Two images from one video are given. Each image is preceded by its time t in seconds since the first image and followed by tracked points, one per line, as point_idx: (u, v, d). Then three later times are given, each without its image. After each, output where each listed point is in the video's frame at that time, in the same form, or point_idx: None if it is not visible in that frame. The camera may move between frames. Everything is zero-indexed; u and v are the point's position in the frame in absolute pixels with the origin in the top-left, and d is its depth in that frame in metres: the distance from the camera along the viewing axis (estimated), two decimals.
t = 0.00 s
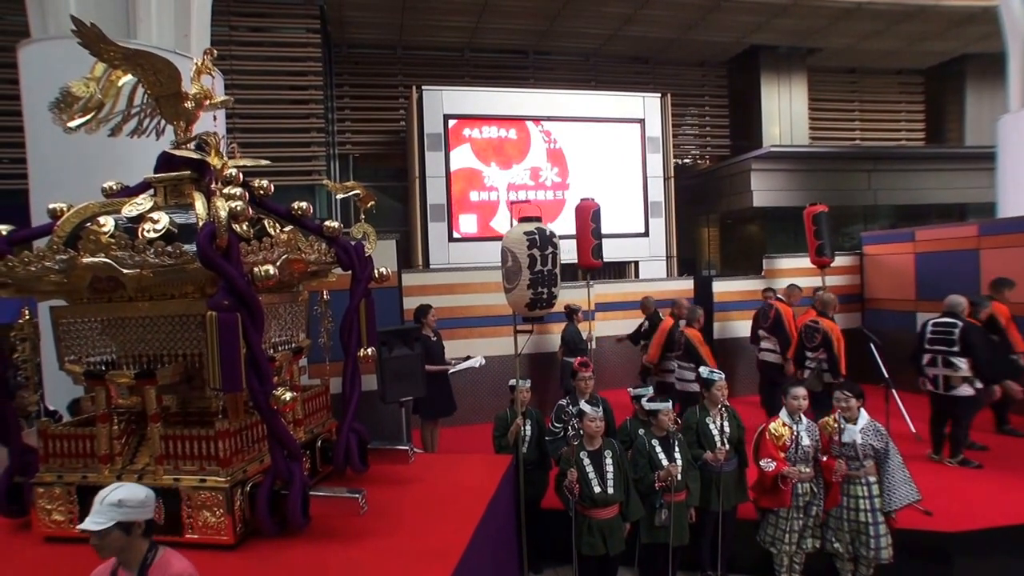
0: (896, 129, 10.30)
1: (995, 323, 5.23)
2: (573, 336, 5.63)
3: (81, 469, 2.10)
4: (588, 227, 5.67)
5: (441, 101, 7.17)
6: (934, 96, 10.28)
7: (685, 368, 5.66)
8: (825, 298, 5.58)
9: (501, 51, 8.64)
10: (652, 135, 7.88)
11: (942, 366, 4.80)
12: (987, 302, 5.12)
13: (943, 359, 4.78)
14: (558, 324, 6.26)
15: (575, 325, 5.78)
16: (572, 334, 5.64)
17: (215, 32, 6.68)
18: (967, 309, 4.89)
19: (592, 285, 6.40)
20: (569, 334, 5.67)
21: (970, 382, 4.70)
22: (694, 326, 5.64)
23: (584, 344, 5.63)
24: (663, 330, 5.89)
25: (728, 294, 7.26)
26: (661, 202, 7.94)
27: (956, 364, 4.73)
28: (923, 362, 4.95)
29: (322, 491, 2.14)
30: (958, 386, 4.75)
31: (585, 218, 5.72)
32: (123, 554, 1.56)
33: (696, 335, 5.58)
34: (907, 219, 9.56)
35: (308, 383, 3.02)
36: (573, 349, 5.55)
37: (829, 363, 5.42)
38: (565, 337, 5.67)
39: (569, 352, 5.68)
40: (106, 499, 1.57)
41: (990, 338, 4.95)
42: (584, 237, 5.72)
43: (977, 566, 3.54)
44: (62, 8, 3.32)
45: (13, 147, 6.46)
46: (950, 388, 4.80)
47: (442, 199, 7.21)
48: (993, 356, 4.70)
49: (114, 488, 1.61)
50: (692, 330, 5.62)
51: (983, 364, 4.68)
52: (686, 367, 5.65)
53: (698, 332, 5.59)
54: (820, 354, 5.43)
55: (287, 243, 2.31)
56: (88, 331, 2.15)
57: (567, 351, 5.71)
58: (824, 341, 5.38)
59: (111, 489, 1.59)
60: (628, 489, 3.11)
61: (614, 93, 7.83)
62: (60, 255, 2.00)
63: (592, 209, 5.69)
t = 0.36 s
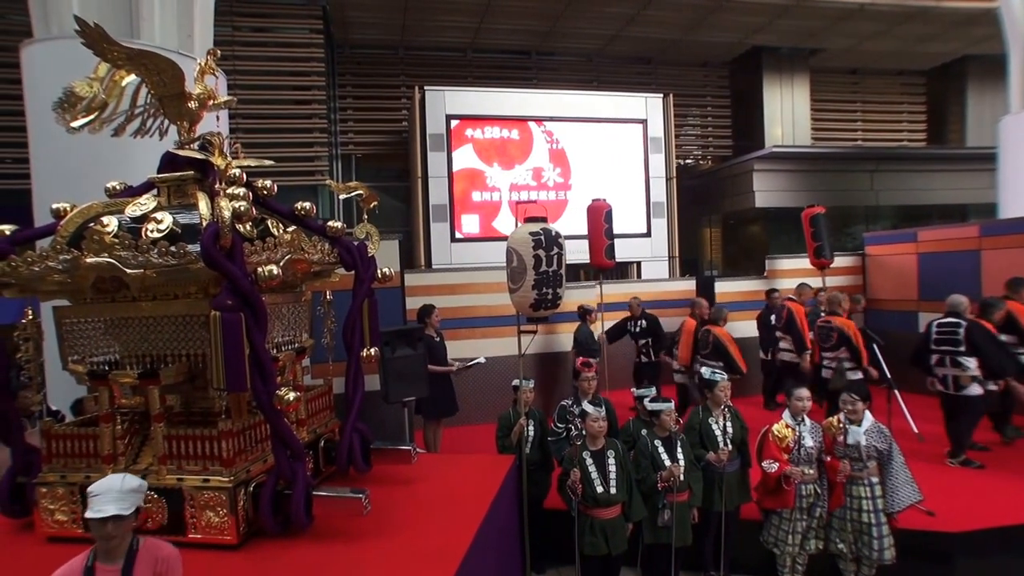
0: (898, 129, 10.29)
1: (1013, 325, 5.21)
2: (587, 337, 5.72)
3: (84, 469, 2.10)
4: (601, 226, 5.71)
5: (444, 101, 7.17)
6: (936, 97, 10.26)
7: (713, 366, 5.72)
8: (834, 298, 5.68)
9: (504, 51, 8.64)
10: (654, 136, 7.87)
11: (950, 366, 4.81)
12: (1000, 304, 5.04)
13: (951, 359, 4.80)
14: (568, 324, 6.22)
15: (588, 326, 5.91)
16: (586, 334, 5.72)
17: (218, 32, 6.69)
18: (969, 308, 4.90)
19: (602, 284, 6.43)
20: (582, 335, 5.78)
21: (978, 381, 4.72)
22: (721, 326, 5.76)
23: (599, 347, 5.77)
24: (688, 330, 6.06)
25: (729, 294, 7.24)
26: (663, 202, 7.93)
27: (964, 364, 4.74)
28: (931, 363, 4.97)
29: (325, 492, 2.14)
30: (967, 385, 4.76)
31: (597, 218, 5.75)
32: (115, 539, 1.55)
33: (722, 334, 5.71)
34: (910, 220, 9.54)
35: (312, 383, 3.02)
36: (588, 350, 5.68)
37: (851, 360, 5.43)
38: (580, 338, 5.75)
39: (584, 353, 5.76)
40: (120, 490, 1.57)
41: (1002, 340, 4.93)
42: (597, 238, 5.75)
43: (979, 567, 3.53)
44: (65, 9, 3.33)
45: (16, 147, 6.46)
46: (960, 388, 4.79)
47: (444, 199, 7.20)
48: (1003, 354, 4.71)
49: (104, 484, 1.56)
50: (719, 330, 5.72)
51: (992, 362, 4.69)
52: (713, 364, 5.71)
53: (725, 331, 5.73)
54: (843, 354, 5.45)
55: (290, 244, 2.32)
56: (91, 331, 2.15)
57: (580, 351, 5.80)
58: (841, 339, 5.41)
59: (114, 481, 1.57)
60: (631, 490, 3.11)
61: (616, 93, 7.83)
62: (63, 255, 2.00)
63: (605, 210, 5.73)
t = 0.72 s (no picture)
0: (900, 130, 10.27)
1: None
2: (604, 337, 5.70)
3: (87, 469, 2.10)
4: (613, 226, 5.68)
5: (446, 102, 7.17)
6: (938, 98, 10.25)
7: (731, 364, 5.63)
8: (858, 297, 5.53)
9: (506, 52, 8.65)
10: (657, 137, 7.87)
11: (952, 365, 4.81)
12: None
13: (953, 359, 4.80)
14: (579, 325, 6.27)
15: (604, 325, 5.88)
16: (602, 334, 5.72)
17: (221, 33, 6.70)
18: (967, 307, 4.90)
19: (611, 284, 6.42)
20: (598, 335, 5.75)
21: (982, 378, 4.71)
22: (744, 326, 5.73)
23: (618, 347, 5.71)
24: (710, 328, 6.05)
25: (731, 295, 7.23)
26: (666, 203, 7.92)
27: (965, 363, 4.75)
28: (934, 363, 4.97)
29: (329, 491, 2.14)
30: (970, 384, 4.77)
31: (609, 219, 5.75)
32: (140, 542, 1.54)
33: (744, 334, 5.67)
34: (912, 221, 9.52)
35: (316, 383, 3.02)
36: (605, 350, 5.64)
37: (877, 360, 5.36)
38: (595, 338, 5.72)
39: (600, 354, 5.70)
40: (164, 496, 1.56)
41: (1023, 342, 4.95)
42: (611, 237, 5.75)
43: (980, 568, 3.52)
44: (70, 9, 3.32)
45: (19, 147, 6.47)
46: (963, 386, 4.81)
47: (447, 200, 7.20)
48: (1003, 353, 4.69)
49: (150, 495, 1.52)
50: (741, 330, 5.68)
51: (993, 362, 4.68)
52: (732, 363, 5.62)
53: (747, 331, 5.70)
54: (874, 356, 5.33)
55: (294, 244, 2.32)
56: (94, 331, 2.15)
57: (596, 352, 5.73)
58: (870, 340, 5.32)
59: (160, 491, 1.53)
60: (633, 490, 3.10)
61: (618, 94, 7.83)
62: (66, 254, 1.99)
63: (616, 209, 5.68)
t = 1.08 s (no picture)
0: (905, 132, 10.23)
1: None
2: (622, 337, 5.65)
3: (92, 469, 2.11)
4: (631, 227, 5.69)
5: (450, 103, 7.16)
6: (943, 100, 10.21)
7: (758, 365, 5.47)
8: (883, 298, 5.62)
9: (511, 53, 8.64)
10: (661, 138, 7.86)
11: (959, 366, 4.81)
12: None
13: (960, 360, 4.80)
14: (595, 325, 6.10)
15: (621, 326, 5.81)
16: (619, 334, 5.66)
17: (226, 33, 6.71)
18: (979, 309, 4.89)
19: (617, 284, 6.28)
20: (615, 335, 5.68)
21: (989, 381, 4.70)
22: (772, 327, 5.55)
23: (637, 347, 5.68)
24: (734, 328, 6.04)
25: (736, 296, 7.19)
26: (670, 204, 7.91)
27: (973, 364, 4.74)
28: (942, 364, 4.96)
29: (334, 492, 2.14)
30: (977, 386, 4.75)
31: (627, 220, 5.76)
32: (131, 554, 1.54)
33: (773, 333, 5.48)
34: (916, 223, 9.49)
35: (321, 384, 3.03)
36: (623, 350, 5.60)
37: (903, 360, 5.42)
38: (613, 338, 5.67)
39: (618, 354, 5.67)
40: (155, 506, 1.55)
41: None
42: (629, 238, 5.75)
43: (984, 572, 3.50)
44: (76, 9, 3.32)
45: (25, 147, 6.49)
46: (971, 388, 4.79)
47: (451, 200, 7.20)
48: (1012, 357, 4.65)
49: (144, 507, 1.50)
50: (769, 330, 5.50)
51: (1000, 364, 4.65)
52: (758, 364, 5.47)
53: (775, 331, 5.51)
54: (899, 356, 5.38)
55: (300, 244, 2.33)
56: (100, 331, 2.16)
57: (615, 352, 5.69)
58: (900, 340, 5.39)
59: (155, 502, 1.53)
60: (637, 491, 3.09)
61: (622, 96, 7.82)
62: (72, 255, 1.99)
63: (635, 211, 5.69)
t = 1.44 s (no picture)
0: (911, 134, 10.18)
1: None
2: (642, 338, 5.71)
3: (98, 469, 2.12)
4: (654, 228, 5.67)
5: (457, 104, 7.17)
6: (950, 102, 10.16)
7: (787, 365, 5.46)
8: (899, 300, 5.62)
9: (517, 54, 8.64)
10: (667, 139, 7.84)
11: (983, 369, 4.78)
12: None
13: (985, 362, 4.77)
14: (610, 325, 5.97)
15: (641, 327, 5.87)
16: (640, 334, 5.71)
17: (233, 33, 6.73)
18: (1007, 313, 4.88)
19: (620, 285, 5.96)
20: (636, 336, 5.74)
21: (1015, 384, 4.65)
22: (799, 327, 5.54)
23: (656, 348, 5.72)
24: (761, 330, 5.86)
25: (742, 298, 7.15)
26: (676, 206, 7.89)
27: (999, 367, 4.71)
28: (965, 365, 4.92)
29: (339, 492, 2.14)
30: (1002, 389, 4.71)
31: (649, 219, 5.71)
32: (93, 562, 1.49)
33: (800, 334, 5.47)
34: (923, 225, 9.45)
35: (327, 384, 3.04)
36: (642, 350, 5.65)
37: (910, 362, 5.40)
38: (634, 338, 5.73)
39: (638, 354, 5.69)
40: (113, 507, 1.51)
41: None
42: (650, 239, 5.72)
43: None
44: (84, 9, 3.33)
45: (33, 146, 6.52)
46: (994, 391, 4.75)
47: (457, 201, 7.20)
48: None
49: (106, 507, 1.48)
50: (796, 330, 5.49)
51: None
52: (786, 364, 5.46)
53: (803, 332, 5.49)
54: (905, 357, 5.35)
55: (307, 244, 2.33)
56: (107, 331, 2.16)
57: (635, 353, 5.75)
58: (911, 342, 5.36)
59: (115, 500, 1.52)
60: (642, 493, 3.08)
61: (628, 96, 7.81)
62: (80, 255, 2.00)
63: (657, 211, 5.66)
